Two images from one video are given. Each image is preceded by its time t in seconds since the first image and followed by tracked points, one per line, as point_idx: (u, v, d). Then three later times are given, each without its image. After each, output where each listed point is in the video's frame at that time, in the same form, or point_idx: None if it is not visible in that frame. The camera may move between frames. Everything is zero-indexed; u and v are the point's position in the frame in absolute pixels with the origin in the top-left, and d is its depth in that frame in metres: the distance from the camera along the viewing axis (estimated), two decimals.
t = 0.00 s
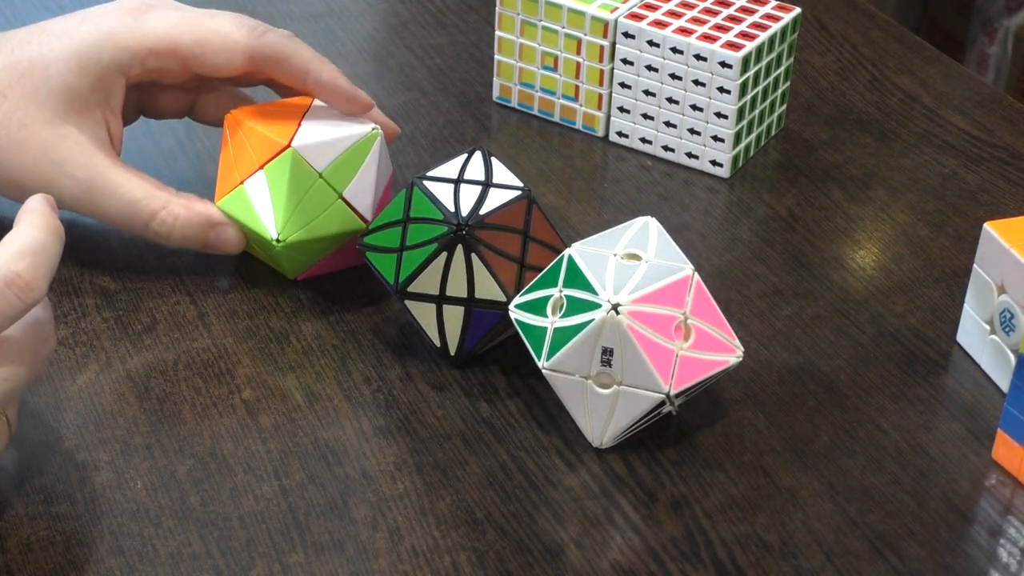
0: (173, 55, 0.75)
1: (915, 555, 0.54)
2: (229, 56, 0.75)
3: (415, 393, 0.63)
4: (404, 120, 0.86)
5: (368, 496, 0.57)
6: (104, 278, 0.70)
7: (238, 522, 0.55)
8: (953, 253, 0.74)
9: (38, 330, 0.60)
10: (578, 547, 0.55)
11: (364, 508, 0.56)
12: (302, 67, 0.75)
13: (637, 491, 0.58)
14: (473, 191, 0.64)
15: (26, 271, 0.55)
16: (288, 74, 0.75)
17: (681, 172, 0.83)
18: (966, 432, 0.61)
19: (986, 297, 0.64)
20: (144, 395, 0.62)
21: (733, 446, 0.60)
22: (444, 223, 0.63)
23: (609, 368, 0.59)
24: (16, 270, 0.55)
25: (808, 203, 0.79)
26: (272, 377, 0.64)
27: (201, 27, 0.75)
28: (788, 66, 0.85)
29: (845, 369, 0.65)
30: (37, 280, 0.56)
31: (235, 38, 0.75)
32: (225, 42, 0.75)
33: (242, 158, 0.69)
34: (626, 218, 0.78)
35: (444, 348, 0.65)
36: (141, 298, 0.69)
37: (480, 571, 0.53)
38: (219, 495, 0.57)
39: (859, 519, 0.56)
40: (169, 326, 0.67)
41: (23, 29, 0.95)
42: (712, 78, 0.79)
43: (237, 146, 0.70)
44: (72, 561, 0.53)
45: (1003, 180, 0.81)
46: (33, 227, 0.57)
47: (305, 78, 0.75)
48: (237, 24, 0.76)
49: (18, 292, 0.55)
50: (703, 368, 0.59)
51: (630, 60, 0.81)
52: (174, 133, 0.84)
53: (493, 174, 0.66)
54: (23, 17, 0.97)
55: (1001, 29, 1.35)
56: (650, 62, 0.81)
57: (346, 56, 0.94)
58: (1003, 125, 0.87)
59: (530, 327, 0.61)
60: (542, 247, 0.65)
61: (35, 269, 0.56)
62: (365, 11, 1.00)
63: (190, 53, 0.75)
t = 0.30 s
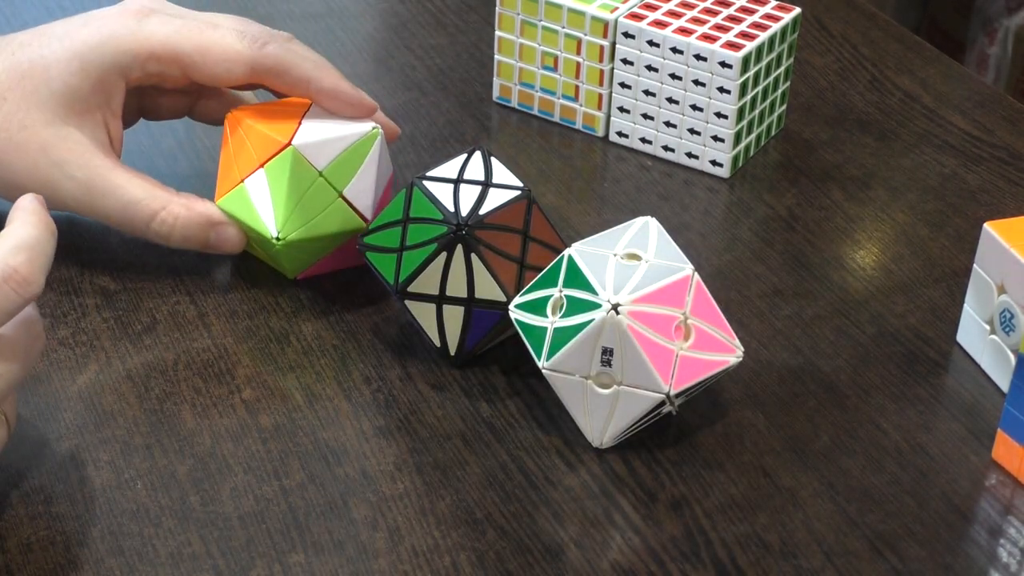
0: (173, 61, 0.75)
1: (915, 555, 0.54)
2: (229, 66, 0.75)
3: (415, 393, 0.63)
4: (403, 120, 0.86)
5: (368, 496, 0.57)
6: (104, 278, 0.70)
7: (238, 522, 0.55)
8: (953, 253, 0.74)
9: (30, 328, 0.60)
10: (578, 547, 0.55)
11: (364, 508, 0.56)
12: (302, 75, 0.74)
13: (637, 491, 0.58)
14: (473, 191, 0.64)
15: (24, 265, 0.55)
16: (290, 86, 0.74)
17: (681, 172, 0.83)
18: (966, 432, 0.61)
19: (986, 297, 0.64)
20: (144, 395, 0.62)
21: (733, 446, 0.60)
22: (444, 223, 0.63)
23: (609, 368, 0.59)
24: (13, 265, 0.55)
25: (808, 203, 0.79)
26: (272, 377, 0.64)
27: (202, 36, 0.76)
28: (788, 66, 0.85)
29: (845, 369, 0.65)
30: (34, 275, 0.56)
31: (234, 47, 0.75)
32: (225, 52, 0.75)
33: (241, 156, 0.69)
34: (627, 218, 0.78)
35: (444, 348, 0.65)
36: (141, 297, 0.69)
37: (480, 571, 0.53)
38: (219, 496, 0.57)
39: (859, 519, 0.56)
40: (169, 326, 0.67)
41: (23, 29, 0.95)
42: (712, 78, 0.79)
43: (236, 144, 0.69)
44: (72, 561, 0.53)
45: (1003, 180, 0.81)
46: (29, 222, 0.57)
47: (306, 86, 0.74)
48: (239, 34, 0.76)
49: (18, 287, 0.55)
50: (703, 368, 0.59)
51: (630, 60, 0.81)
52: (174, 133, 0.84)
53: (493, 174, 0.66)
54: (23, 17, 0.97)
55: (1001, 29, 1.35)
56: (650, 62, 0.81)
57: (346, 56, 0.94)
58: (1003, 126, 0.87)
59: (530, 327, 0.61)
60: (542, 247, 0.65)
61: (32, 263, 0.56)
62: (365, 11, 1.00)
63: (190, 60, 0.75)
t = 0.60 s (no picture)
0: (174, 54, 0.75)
1: (915, 555, 0.54)
2: (228, 55, 0.75)
3: (415, 393, 0.63)
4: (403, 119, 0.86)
5: (368, 496, 0.57)
6: (103, 277, 0.70)
7: (238, 522, 0.55)
8: (953, 253, 0.74)
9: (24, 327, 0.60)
10: (578, 547, 0.55)
11: (364, 508, 0.56)
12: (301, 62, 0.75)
13: (637, 491, 0.58)
14: (473, 191, 0.64)
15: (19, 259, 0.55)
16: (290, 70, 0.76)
17: (681, 172, 0.83)
18: (966, 432, 0.61)
19: (986, 297, 0.64)
20: (143, 395, 0.62)
21: (733, 446, 0.60)
22: (444, 223, 0.63)
23: (609, 368, 0.58)
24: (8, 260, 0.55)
25: (808, 204, 0.79)
26: (272, 377, 0.64)
27: (201, 26, 0.76)
28: (788, 66, 0.85)
29: (845, 369, 0.65)
30: (28, 270, 0.56)
31: (233, 35, 0.75)
32: (224, 41, 0.75)
33: (241, 156, 0.69)
34: (627, 218, 0.78)
35: (444, 348, 0.65)
36: (141, 297, 0.69)
37: (480, 571, 0.53)
38: (219, 495, 0.57)
39: (859, 519, 0.56)
40: (168, 325, 0.67)
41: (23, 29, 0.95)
42: (712, 78, 0.79)
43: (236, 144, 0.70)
44: (72, 561, 0.53)
45: (1003, 180, 0.81)
46: (20, 221, 0.58)
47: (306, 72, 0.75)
48: (237, 22, 0.76)
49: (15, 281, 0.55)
50: (703, 368, 0.59)
51: (631, 60, 0.81)
52: (174, 133, 0.84)
53: (493, 174, 0.66)
54: (23, 16, 0.97)
55: (1001, 29, 1.35)
56: (650, 62, 0.81)
57: (346, 56, 0.94)
58: (1003, 125, 0.87)
59: (530, 327, 0.61)
60: (542, 247, 0.65)
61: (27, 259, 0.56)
62: (365, 11, 1.00)
63: (190, 51, 0.75)
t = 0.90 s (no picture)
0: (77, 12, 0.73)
1: (915, 555, 0.54)
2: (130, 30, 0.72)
3: (415, 393, 0.63)
4: (403, 119, 0.86)
5: (368, 496, 0.57)
6: (104, 277, 0.70)
7: (238, 522, 0.55)
8: (953, 253, 0.74)
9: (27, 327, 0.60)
10: (578, 547, 0.55)
11: (364, 508, 0.56)
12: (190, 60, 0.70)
13: (637, 491, 0.58)
14: (473, 191, 0.64)
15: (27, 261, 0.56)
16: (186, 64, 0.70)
17: (681, 172, 0.83)
18: (966, 432, 0.61)
19: (986, 297, 0.64)
20: (143, 395, 0.62)
21: (733, 446, 0.60)
22: (444, 223, 0.63)
23: (609, 368, 0.58)
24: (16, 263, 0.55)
25: (808, 203, 0.79)
26: (272, 377, 0.64)
27: None
28: (788, 66, 0.85)
29: (845, 369, 0.65)
30: (36, 272, 0.56)
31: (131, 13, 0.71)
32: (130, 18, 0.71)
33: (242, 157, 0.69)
34: (626, 218, 0.78)
35: (444, 348, 0.65)
36: (141, 297, 0.69)
37: (480, 571, 0.53)
38: (218, 495, 0.57)
39: (859, 519, 0.56)
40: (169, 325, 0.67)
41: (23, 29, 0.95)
42: (712, 78, 0.79)
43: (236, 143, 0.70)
44: (72, 562, 0.53)
45: (1003, 180, 0.81)
46: (23, 224, 0.58)
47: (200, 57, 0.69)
48: None
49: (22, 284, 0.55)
50: (703, 368, 0.59)
51: (630, 60, 0.81)
52: (174, 133, 0.84)
53: (493, 174, 0.66)
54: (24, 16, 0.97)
55: (1001, 29, 1.35)
56: (650, 62, 0.81)
57: (346, 56, 0.94)
58: (1003, 126, 0.87)
59: (530, 328, 0.61)
60: (543, 247, 0.65)
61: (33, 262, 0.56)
62: (365, 11, 1.00)
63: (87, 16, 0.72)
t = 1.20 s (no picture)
0: None
1: (915, 555, 0.54)
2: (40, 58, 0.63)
3: (415, 393, 0.63)
4: (403, 119, 0.86)
5: (368, 496, 0.57)
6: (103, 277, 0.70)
7: (238, 522, 0.55)
8: (953, 253, 0.74)
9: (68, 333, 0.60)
10: (578, 547, 0.55)
11: (364, 508, 0.56)
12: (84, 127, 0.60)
13: (637, 491, 0.58)
14: (473, 191, 0.65)
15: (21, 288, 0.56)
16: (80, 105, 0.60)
17: (681, 172, 0.83)
18: (966, 432, 0.61)
19: (986, 297, 0.64)
20: (143, 395, 0.62)
21: (733, 446, 0.60)
22: (444, 223, 0.63)
23: (609, 368, 0.58)
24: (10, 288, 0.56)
25: (808, 204, 0.79)
26: (272, 377, 0.64)
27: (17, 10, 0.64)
28: (788, 66, 0.85)
29: (845, 369, 0.65)
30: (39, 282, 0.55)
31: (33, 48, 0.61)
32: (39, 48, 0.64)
33: (242, 156, 0.70)
34: (626, 218, 0.78)
35: (444, 348, 0.65)
36: (142, 297, 0.69)
37: (480, 571, 0.53)
38: (218, 495, 0.57)
39: (859, 519, 0.56)
40: (169, 325, 0.67)
41: (23, 29, 0.95)
42: (712, 78, 0.79)
43: (237, 144, 0.70)
44: (72, 562, 0.53)
45: (1003, 179, 0.81)
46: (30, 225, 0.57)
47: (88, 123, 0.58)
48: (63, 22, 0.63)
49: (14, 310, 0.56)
50: (703, 368, 0.59)
51: (630, 60, 0.81)
52: (174, 133, 0.84)
53: (493, 174, 0.66)
54: (24, 16, 0.97)
55: (1001, 30, 1.35)
56: (650, 62, 0.81)
57: (346, 56, 0.94)
58: (1003, 126, 0.87)
59: (530, 327, 0.61)
60: (543, 247, 0.65)
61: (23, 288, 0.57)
62: (365, 11, 1.00)
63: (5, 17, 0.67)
